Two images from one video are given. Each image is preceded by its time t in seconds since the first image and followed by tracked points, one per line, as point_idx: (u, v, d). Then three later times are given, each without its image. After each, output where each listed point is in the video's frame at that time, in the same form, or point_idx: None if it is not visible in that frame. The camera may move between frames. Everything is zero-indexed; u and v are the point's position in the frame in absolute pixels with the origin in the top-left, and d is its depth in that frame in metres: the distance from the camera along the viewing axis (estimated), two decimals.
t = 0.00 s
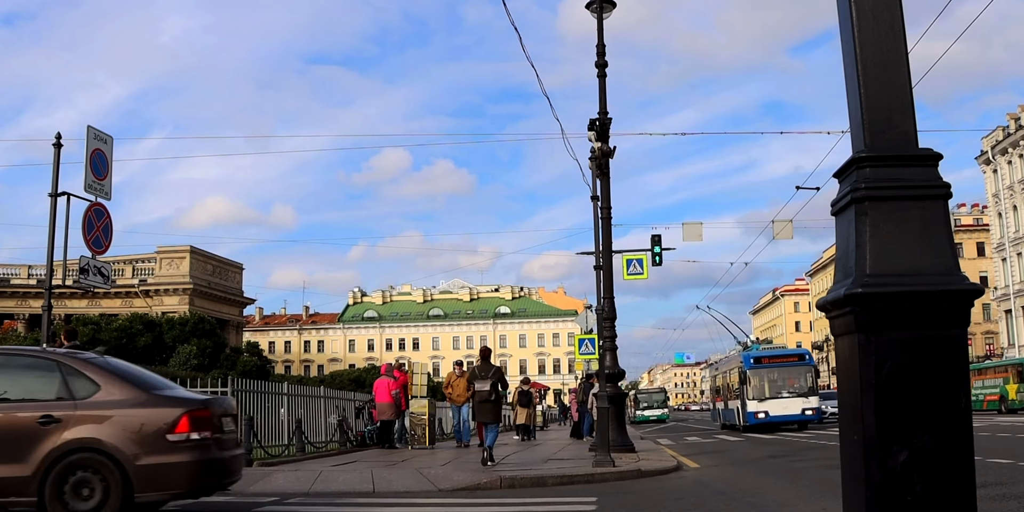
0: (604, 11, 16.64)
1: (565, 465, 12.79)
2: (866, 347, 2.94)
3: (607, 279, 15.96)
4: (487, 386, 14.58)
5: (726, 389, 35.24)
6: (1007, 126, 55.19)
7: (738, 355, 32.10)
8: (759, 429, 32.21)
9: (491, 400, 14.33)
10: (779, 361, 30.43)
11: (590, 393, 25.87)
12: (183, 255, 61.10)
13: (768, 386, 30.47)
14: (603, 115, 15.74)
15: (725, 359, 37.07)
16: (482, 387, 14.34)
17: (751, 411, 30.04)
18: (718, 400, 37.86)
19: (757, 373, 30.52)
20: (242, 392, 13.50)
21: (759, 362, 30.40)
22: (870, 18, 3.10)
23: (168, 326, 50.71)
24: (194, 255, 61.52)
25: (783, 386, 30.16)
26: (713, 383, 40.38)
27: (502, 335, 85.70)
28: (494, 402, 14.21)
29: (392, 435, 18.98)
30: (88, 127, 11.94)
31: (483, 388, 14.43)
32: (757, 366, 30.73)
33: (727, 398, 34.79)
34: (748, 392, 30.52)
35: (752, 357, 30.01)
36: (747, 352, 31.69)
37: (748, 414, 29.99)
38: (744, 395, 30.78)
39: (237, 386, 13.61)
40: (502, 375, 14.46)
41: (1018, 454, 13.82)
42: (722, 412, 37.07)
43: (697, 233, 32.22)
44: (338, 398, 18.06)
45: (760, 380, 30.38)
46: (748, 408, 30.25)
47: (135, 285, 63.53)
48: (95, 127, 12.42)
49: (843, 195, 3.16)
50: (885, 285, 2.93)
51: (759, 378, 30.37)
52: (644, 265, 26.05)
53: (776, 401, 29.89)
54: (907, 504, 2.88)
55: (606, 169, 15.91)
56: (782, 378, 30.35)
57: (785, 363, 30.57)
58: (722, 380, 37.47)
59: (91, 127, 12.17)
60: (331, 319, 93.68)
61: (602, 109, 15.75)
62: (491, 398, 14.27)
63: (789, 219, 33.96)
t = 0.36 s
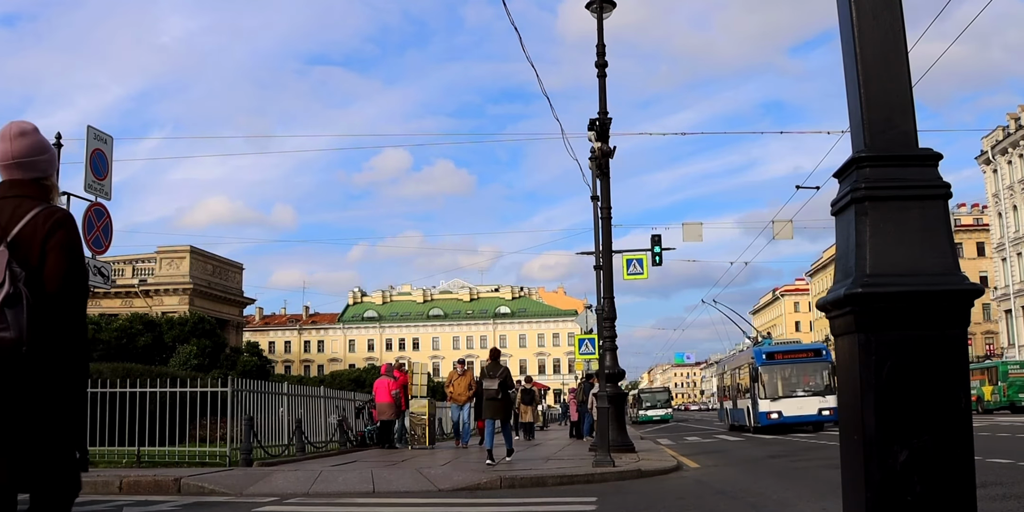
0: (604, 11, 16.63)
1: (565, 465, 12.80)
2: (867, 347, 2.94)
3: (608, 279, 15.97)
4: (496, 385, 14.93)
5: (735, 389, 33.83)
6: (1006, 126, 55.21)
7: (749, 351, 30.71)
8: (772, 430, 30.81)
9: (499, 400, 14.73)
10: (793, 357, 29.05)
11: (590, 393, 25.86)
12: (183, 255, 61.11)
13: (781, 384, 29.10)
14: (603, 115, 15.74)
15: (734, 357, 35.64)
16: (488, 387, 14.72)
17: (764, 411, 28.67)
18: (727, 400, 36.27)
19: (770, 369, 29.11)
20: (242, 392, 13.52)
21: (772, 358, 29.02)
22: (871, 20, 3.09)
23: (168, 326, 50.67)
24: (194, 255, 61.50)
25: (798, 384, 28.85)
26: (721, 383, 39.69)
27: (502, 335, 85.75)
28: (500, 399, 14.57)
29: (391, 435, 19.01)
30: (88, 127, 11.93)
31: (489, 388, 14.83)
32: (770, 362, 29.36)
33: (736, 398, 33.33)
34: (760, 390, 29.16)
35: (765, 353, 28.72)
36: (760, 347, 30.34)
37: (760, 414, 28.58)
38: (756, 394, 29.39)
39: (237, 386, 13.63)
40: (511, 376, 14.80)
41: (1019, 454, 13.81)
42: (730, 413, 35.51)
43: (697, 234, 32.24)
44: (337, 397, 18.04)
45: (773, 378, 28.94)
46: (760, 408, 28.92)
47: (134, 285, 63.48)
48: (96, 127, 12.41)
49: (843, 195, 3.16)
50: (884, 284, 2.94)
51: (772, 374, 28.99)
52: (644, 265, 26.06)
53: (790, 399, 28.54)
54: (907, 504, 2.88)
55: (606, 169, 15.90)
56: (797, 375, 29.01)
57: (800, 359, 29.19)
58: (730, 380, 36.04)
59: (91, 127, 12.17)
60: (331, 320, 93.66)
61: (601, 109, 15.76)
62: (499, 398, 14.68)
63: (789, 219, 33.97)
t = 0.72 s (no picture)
0: (604, 11, 16.64)
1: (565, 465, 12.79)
2: (867, 346, 2.94)
3: (607, 279, 15.96)
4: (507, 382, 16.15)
5: (747, 388, 31.20)
6: (1006, 126, 55.22)
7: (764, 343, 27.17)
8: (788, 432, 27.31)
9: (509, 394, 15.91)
10: (814, 351, 25.34)
11: (590, 393, 25.82)
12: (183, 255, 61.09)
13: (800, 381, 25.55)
14: (603, 115, 15.73)
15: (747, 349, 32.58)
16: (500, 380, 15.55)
17: (779, 411, 25.29)
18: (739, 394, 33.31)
19: (787, 364, 25.48)
20: (242, 392, 13.52)
21: (789, 351, 25.37)
22: (870, 20, 3.09)
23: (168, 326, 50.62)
24: (194, 255, 61.47)
25: (818, 381, 25.24)
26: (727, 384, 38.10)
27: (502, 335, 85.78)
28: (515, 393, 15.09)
29: (391, 435, 18.99)
30: (88, 127, 11.92)
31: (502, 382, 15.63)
32: (788, 356, 25.75)
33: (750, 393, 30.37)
34: (777, 387, 25.69)
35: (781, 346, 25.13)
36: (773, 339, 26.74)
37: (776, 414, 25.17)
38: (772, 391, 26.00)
39: (237, 386, 13.62)
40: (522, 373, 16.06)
41: (1019, 455, 13.81)
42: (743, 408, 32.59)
43: (697, 234, 32.21)
44: (337, 398, 18.04)
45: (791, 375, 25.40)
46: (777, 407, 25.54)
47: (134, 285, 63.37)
48: (96, 127, 12.42)
49: (843, 195, 3.16)
50: (885, 284, 2.93)
51: (790, 371, 25.37)
52: (644, 265, 26.05)
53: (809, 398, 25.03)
54: (906, 504, 2.88)
55: (606, 169, 15.90)
56: (817, 371, 25.38)
57: (821, 352, 25.46)
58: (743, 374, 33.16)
59: (91, 127, 12.17)
60: (331, 320, 93.63)
61: (602, 109, 15.75)
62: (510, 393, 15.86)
63: (789, 219, 33.94)
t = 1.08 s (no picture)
0: (604, 11, 16.63)
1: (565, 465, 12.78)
2: (866, 347, 2.94)
3: (608, 279, 15.96)
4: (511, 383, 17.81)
5: (761, 387, 30.48)
6: (1006, 126, 55.22)
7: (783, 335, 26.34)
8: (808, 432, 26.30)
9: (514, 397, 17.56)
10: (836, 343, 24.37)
11: (590, 393, 25.81)
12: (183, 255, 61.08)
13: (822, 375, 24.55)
14: (603, 115, 15.74)
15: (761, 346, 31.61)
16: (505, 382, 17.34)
17: (801, 409, 24.31)
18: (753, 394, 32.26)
19: (808, 358, 24.61)
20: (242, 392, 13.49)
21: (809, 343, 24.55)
22: (871, 18, 3.10)
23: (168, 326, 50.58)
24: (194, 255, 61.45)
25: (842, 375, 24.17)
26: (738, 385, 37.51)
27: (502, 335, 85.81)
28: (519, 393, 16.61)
29: (391, 435, 18.99)
30: (87, 128, 11.94)
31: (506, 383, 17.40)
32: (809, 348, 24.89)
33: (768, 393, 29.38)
34: (798, 382, 24.72)
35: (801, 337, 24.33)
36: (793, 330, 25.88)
37: (797, 412, 24.26)
38: (793, 387, 25.04)
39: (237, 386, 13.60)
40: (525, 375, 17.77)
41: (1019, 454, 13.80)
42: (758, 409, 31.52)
43: (697, 233, 32.23)
44: (337, 398, 18.03)
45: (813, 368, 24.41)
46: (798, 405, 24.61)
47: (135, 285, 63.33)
48: (96, 127, 12.43)
49: (843, 195, 3.16)
50: (883, 284, 2.94)
51: (811, 363, 24.46)
52: (644, 265, 26.07)
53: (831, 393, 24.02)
54: (907, 505, 2.88)
55: (606, 169, 15.91)
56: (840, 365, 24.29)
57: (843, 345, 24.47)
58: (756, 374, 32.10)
59: (92, 126, 12.18)
60: (331, 319, 93.62)
61: (602, 109, 15.76)
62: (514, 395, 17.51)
63: (789, 219, 33.94)
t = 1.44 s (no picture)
0: (604, 11, 16.63)
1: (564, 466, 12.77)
2: (867, 346, 2.94)
3: (607, 279, 15.96)
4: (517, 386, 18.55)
5: (778, 385, 30.15)
6: (1006, 126, 55.24)
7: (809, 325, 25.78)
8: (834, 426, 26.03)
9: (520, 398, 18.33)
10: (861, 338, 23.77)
11: (590, 393, 25.81)
12: (183, 255, 61.09)
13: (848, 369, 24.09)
14: (603, 114, 15.74)
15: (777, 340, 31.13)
16: (512, 384, 18.35)
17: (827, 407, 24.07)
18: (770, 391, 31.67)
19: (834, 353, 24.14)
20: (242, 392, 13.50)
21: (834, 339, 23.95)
22: (871, 19, 3.10)
23: (168, 326, 50.43)
24: (194, 254, 61.39)
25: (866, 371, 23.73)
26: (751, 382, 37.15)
27: (502, 335, 85.86)
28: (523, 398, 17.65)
29: (391, 435, 19.02)
30: (88, 127, 11.93)
31: (513, 387, 18.36)
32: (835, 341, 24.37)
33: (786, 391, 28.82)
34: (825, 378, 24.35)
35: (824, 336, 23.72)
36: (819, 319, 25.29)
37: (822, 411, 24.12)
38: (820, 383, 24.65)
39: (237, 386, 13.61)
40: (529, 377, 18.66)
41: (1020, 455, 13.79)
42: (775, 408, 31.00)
43: (697, 233, 32.24)
44: (337, 398, 18.01)
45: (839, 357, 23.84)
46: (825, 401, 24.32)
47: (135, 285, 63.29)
48: (95, 127, 12.41)
49: (842, 195, 3.16)
50: (882, 285, 2.94)
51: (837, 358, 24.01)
52: (644, 265, 26.06)
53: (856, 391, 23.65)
54: (907, 504, 2.88)
55: (606, 169, 15.92)
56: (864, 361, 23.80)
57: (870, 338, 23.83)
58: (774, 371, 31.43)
59: (91, 127, 12.17)
60: (331, 320, 93.58)
61: (602, 109, 15.76)
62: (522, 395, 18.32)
63: (789, 219, 33.97)
